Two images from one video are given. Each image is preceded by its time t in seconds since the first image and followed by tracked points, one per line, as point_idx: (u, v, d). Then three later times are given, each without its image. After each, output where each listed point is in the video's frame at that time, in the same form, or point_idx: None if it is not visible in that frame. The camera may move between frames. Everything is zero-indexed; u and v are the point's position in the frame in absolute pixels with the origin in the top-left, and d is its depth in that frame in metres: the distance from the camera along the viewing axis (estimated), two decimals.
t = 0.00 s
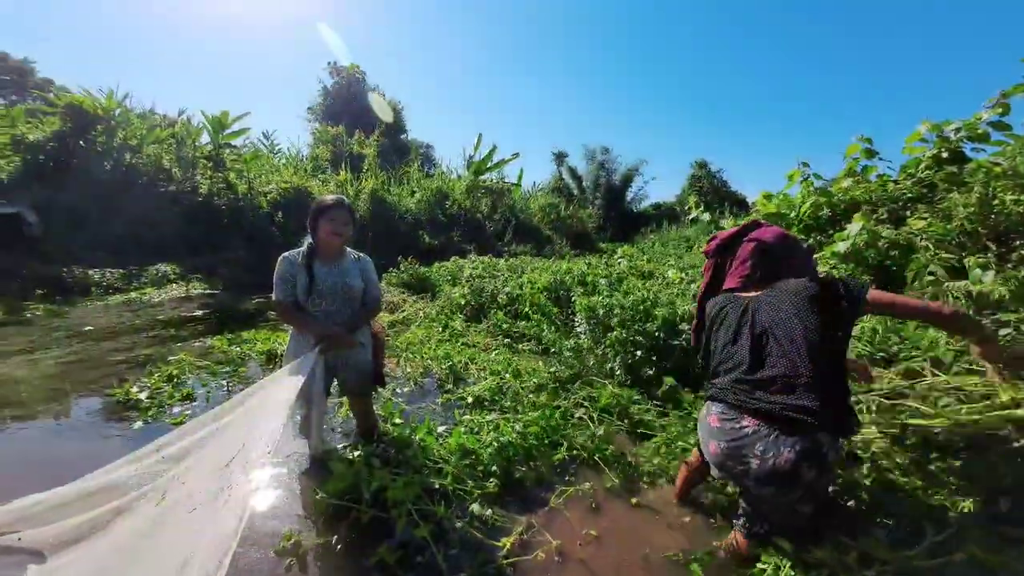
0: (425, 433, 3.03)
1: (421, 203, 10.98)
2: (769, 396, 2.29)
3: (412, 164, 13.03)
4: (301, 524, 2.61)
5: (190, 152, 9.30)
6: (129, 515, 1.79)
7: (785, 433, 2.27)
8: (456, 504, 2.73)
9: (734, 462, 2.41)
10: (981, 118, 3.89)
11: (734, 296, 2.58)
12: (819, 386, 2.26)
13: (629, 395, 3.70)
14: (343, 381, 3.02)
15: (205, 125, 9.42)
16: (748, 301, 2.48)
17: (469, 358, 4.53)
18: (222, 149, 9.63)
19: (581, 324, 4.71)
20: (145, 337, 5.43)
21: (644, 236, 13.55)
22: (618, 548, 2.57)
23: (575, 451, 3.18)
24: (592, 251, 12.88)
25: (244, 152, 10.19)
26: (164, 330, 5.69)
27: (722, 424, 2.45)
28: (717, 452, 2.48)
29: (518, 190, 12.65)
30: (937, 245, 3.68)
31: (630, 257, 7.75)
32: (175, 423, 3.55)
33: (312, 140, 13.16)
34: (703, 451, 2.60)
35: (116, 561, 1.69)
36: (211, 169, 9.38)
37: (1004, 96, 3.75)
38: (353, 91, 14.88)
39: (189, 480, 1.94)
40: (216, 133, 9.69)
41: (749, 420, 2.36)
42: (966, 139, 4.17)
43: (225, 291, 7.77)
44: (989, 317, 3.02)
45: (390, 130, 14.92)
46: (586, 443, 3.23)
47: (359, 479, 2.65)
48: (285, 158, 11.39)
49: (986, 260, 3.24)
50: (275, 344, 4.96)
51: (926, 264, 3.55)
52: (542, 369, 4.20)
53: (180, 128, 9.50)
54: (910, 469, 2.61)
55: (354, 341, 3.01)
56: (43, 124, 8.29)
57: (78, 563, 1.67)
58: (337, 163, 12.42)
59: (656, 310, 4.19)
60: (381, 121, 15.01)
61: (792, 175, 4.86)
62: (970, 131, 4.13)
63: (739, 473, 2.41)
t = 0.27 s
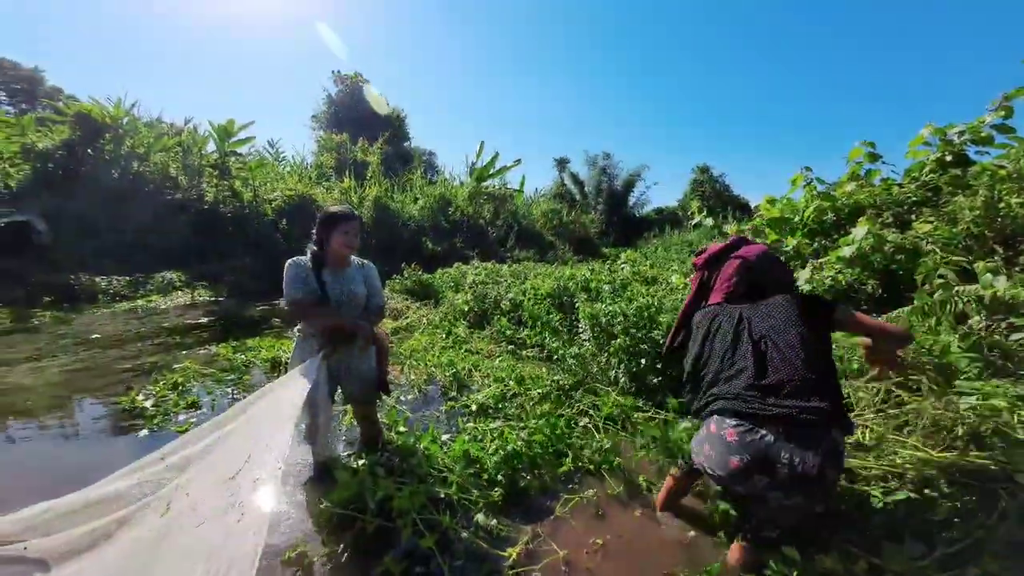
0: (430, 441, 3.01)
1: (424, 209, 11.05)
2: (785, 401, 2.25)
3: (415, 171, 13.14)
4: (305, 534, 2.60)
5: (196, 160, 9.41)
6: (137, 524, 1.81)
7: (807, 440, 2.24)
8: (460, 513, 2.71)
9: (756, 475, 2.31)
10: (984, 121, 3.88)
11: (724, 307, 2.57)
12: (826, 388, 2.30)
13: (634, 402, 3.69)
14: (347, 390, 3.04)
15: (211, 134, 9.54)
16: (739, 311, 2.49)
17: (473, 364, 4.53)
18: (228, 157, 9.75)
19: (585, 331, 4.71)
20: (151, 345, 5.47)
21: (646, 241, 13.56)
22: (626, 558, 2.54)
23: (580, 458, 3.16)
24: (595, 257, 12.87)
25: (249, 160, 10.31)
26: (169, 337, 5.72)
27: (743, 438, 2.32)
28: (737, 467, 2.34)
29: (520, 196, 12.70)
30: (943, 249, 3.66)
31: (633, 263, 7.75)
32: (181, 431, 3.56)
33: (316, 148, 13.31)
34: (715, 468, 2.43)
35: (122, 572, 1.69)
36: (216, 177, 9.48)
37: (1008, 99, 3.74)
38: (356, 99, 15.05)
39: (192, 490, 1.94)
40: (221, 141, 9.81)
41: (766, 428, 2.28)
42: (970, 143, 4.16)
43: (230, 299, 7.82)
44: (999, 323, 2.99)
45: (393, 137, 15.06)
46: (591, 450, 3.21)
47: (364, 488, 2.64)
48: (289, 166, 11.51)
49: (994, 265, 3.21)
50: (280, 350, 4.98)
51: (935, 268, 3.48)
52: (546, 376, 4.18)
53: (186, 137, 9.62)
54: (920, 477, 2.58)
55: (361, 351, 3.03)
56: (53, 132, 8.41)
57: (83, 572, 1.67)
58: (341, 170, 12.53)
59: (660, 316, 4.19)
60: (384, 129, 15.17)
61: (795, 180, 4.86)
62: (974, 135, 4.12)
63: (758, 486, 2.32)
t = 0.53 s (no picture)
0: (431, 450, 3.00)
1: (425, 216, 11.09)
2: (760, 396, 2.42)
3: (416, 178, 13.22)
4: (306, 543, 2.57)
5: (199, 168, 9.49)
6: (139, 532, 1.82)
7: (788, 431, 2.37)
8: (462, 522, 2.68)
9: (750, 475, 2.35)
10: (984, 124, 3.89)
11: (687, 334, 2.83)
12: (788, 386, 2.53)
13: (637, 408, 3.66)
14: (349, 397, 3.02)
15: (214, 141, 9.63)
16: (701, 333, 2.75)
17: (475, 371, 4.51)
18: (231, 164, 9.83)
19: (586, 336, 4.69)
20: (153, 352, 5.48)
21: (647, 246, 13.54)
22: (630, 567, 2.51)
23: (583, 466, 3.13)
24: (595, 262, 12.87)
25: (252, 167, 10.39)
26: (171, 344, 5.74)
27: (733, 438, 2.38)
28: (732, 470, 2.36)
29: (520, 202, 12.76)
30: (945, 252, 3.64)
31: (635, 268, 7.74)
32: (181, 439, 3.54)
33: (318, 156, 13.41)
34: (710, 478, 2.41)
35: None
36: (219, 184, 9.55)
37: (1005, 103, 3.76)
38: (358, 106, 15.19)
39: (194, 497, 1.94)
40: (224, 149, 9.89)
41: (751, 426, 2.39)
42: (970, 146, 4.15)
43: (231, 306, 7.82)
44: (1004, 327, 2.96)
45: (394, 144, 15.16)
46: (594, 458, 3.18)
47: (365, 497, 2.62)
48: (291, 173, 11.59)
49: (997, 268, 3.19)
50: (281, 358, 4.98)
51: (937, 272, 3.50)
52: (548, 384, 4.16)
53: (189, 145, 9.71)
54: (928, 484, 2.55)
55: (365, 358, 3.03)
56: (58, 141, 8.50)
57: None
58: (343, 177, 12.61)
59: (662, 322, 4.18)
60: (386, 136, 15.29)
61: (795, 184, 4.87)
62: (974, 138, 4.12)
63: (754, 485, 2.35)
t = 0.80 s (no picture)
0: (430, 456, 2.97)
1: (425, 221, 11.12)
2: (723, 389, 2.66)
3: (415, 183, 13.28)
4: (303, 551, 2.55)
5: (199, 173, 9.53)
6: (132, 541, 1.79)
7: (757, 415, 2.53)
8: (459, 529, 2.66)
9: (736, 456, 2.38)
10: (978, 126, 3.92)
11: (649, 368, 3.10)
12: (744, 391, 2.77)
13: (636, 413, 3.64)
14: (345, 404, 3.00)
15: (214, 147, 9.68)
16: (661, 364, 3.04)
17: (473, 376, 4.49)
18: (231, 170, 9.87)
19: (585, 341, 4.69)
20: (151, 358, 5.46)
21: (646, 250, 13.55)
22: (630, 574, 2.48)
23: (582, 471, 3.10)
24: (595, 266, 12.87)
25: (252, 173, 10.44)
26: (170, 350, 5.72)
27: (715, 423, 2.47)
28: (718, 453, 2.39)
29: (519, 207, 12.80)
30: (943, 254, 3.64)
31: (634, 272, 7.74)
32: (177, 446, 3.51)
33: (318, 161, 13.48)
34: (700, 463, 2.41)
35: None
36: (219, 190, 9.59)
37: (998, 105, 3.81)
38: (358, 112, 15.29)
39: (192, 504, 1.93)
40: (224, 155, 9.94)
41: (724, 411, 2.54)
42: (965, 147, 4.18)
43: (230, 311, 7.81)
44: (1002, 329, 2.96)
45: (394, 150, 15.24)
46: (593, 463, 3.16)
47: (362, 504, 2.60)
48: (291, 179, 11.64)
49: (994, 270, 3.19)
50: (279, 363, 4.96)
51: (934, 274, 3.51)
52: (546, 389, 4.14)
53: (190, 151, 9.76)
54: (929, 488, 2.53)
55: (362, 365, 3.01)
56: (57, 147, 8.53)
57: None
58: (342, 182, 12.65)
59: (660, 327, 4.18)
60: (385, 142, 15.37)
61: (792, 186, 4.90)
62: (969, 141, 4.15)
63: (741, 468, 2.37)
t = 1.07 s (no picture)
0: (427, 460, 2.94)
1: (423, 223, 11.12)
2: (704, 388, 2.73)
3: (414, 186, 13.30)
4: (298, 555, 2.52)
5: (198, 177, 9.54)
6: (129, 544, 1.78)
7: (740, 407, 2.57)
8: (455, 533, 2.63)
9: (726, 445, 2.37)
10: (973, 127, 3.93)
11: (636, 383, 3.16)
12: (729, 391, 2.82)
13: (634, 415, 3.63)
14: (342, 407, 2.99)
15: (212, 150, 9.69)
16: (645, 379, 3.10)
17: (471, 379, 4.47)
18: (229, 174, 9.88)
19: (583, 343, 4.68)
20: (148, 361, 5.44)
21: (645, 252, 13.54)
22: None
23: (580, 474, 3.08)
24: (594, 268, 12.86)
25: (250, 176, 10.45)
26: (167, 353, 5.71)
27: (701, 415, 2.52)
28: (708, 444, 2.39)
29: (518, 209, 12.80)
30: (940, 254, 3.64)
31: (633, 274, 7.74)
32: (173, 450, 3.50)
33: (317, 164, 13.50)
34: (690, 455, 2.41)
35: None
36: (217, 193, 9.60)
37: (994, 105, 3.81)
38: (356, 115, 15.33)
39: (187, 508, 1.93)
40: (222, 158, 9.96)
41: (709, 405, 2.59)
42: (961, 149, 4.19)
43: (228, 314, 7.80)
44: (1000, 329, 2.94)
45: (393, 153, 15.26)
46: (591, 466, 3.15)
47: (357, 508, 2.57)
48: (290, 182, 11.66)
49: (991, 270, 3.19)
50: (277, 367, 4.95)
51: (931, 274, 3.51)
52: (544, 391, 4.13)
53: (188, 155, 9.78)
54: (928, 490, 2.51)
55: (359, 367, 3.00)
56: (56, 151, 8.54)
57: None
58: (341, 185, 12.67)
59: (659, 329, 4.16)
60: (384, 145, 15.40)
61: (789, 188, 4.92)
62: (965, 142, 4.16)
63: (732, 457, 2.34)
